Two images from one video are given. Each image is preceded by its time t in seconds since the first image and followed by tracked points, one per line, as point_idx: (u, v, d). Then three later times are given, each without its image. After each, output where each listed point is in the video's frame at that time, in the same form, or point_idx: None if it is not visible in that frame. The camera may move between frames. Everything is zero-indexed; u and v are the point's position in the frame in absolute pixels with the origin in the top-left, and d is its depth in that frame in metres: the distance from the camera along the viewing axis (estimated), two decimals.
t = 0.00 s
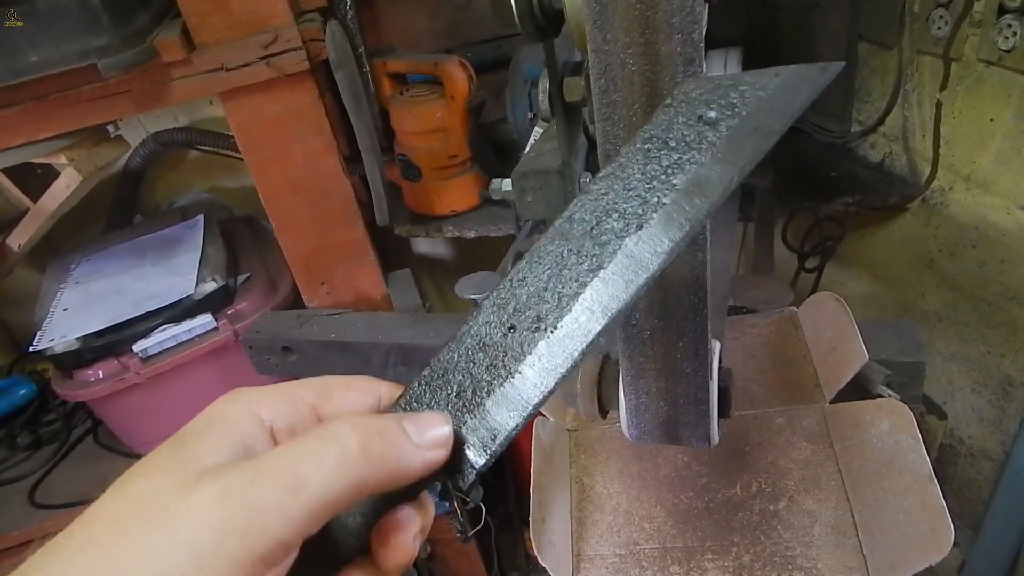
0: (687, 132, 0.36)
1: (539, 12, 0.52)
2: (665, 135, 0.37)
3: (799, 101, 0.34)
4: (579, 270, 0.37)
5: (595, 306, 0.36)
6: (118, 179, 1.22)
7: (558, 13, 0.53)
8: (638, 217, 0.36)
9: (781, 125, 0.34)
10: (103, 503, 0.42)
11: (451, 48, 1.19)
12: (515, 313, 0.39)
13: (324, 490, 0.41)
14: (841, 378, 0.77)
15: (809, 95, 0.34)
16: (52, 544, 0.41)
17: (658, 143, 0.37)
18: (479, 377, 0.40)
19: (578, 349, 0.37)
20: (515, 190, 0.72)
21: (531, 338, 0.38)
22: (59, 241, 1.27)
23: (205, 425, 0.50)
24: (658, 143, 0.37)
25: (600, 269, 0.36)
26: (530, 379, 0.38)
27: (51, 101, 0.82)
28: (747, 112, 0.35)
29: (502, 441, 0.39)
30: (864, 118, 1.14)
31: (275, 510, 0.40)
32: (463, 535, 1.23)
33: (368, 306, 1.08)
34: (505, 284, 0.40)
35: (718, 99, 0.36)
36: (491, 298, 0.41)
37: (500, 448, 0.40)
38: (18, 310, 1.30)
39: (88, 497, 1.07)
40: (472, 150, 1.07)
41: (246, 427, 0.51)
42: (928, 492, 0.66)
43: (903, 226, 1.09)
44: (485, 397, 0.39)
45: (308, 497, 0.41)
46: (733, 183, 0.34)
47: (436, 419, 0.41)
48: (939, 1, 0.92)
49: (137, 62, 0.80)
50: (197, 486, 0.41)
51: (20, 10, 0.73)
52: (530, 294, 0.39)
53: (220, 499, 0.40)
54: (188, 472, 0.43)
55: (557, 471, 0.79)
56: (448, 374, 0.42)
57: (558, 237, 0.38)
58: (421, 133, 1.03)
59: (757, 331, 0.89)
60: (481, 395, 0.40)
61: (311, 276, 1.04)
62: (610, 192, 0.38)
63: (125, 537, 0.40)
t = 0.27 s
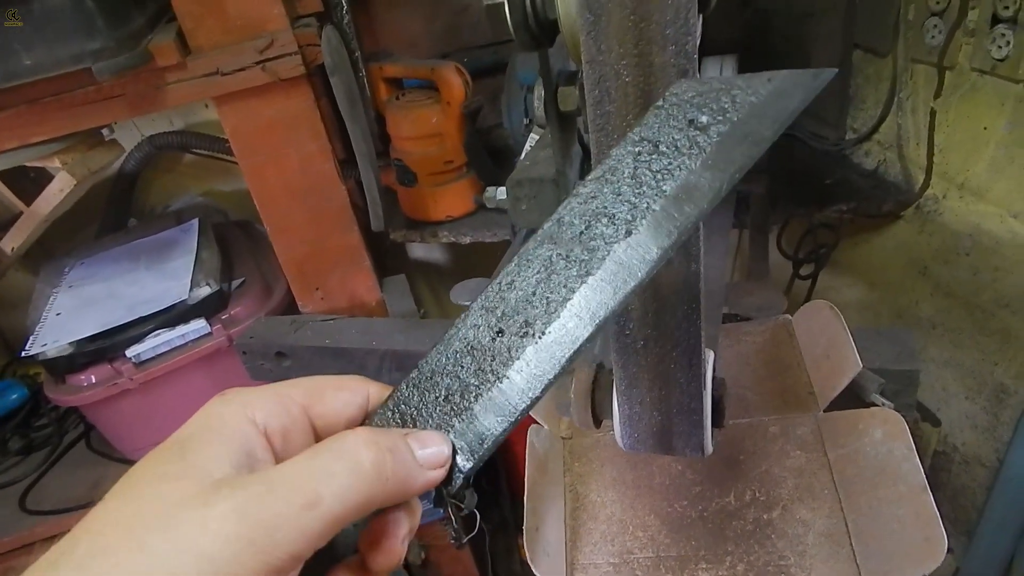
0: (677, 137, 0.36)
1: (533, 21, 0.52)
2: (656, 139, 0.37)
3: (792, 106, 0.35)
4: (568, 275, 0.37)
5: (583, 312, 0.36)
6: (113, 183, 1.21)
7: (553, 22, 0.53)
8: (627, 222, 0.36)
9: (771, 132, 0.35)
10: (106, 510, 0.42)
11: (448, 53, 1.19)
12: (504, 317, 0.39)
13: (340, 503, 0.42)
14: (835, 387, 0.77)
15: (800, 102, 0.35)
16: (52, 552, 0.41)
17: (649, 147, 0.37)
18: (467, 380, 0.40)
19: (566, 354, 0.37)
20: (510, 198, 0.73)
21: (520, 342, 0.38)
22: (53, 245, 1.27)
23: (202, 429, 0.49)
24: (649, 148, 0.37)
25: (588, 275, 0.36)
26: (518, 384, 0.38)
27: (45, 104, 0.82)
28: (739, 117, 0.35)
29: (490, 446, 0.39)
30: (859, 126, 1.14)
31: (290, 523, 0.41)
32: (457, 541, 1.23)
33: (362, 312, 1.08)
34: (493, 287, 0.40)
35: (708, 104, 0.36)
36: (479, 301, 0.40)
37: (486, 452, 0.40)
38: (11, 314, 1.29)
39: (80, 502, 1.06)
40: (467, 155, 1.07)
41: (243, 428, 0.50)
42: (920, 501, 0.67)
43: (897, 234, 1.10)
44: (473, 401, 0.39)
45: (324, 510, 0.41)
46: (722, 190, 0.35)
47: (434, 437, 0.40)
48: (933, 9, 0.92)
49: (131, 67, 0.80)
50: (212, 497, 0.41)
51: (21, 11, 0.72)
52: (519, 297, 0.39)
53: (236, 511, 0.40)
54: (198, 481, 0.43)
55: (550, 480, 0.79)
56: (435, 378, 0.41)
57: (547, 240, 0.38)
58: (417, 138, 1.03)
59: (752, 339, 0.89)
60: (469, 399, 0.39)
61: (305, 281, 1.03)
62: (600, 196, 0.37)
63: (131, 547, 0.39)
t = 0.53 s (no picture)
0: (665, 133, 0.36)
1: (528, 26, 0.52)
2: (644, 136, 0.37)
3: (773, 102, 0.35)
4: (561, 269, 0.37)
5: (576, 304, 0.35)
6: (110, 186, 1.21)
7: (548, 27, 0.53)
8: (618, 215, 0.36)
9: (754, 126, 0.35)
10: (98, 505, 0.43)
11: (445, 58, 1.19)
12: (500, 312, 0.39)
13: (312, 463, 0.42)
14: (831, 391, 0.78)
15: (780, 96, 0.36)
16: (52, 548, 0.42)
17: (638, 144, 0.37)
18: (466, 375, 0.40)
19: (562, 346, 0.36)
20: (507, 203, 0.73)
21: (515, 335, 0.37)
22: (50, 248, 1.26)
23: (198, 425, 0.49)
24: (637, 145, 0.37)
25: (582, 267, 0.36)
26: (515, 377, 0.37)
27: (43, 109, 0.82)
28: (723, 112, 0.36)
29: (488, 441, 0.38)
30: (856, 130, 1.14)
31: (267, 483, 0.42)
32: (455, 545, 1.23)
33: (360, 315, 1.08)
34: (488, 284, 0.40)
35: (694, 101, 0.37)
36: (475, 299, 0.41)
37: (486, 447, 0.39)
38: (8, 318, 1.29)
39: (76, 507, 1.06)
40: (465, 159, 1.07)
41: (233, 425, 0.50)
42: (917, 506, 0.67)
43: (893, 238, 1.10)
44: (472, 395, 0.39)
45: (297, 472, 0.42)
46: (710, 180, 0.34)
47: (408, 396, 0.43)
48: (929, 15, 0.93)
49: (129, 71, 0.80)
50: (189, 472, 0.43)
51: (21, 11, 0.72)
52: (513, 293, 0.39)
53: (212, 483, 0.42)
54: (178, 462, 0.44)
55: (547, 484, 0.79)
56: (436, 374, 0.42)
57: (541, 237, 0.38)
58: (414, 142, 1.03)
59: (749, 343, 0.89)
60: (468, 394, 0.39)
61: (302, 285, 1.03)
62: (591, 192, 0.37)
63: (122, 534, 0.41)
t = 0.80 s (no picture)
0: (656, 147, 0.37)
1: (515, 29, 0.53)
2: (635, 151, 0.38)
3: (765, 112, 0.35)
4: (552, 283, 0.37)
5: (565, 318, 0.36)
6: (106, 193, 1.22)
7: (534, 30, 0.53)
8: (607, 229, 0.36)
9: (745, 137, 0.35)
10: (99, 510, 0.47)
11: (439, 61, 1.19)
12: (494, 329, 0.40)
13: (293, 466, 0.45)
14: (825, 391, 0.78)
15: (774, 108, 0.35)
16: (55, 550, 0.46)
17: (628, 159, 0.38)
18: (458, 392, 0.40)
19: (551, 361, 0.36)
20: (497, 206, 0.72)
21: (507, 351, 0.38)
22: (46, 255, 1.27)
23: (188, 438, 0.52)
24: (628, 160, 0.38)
25: (571, 281, 0.36)
26: (505, 393, 0.37)
27: (35, 116, 0.82)
28: (714, 125, 0.36)
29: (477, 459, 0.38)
30: (849, 130, 1.14)
31: (256, 481, 0.45)
32: (454, 548, 1.23)
33: (355, 319, 1.08)
34: (485, 302, 0.42)
35: (686, 115, 0.37)
36: (470, 317, 0.42)
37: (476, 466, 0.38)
38: (5, 325, 1.29)
39: (74, 514, 1.06)
40: (459, 162, 1.07)
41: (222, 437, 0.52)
42: (911, 504, 0.67)
43: (888, 236, 1.10)
44: (462, 412, 0.39)
45: (280, 474, 0.45)
46: (699, 193, 0.34)
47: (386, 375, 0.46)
48: (921, 14, 0.93)
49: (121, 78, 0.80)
50: (181, 476, 0.46)
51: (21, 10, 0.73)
52: (508, 309, 0.39)
53: (202, 486, 0.45)
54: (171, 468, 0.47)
55: (542, 486, 0.79)
56: (431, 391, 0.43)
57: (534, 254, 0.40)
58: (408, 145, 1.03)
59: (743, 342, 0.90)
60: (460, 410, 0.39)
61: (297, 289, 1.03)
62: (583, 208, 0.38)
63: (120, 535, 0.45)
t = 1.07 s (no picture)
0: (633, 134, 0.37)
1: (501, 19, 0.52)
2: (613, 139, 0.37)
3: (739, 95, 0.36)
4: (535, 276, 0.37)
5: (550, 310, 0.35)
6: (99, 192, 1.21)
7: (521, 20, 0.53)
8: (589, 218, 0.36)
9: (721, 120, 0.35)
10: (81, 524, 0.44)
11: (431, 55, 1.18)
12: (477, 324, 0.39)
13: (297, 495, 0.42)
14: (822, 381, 0.77)
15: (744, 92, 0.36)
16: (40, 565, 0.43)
17: (607, 147, 0.37)
18: (443, 389, 0.40)
19: (538, 353, 0.35)
20: (488, 199, 0.71)
21: (491, 346, 0.37)
22: (40, 256, 1.26)
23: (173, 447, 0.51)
24: (606, 147, 0.37)
25: (554, 271, 0.35)
26: (492, 387, 0.37)
27: (23, 116, 0.81)
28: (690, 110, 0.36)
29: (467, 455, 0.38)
30: (845, 118, 1.14)
31: (253, 515, 0.42)
32: (454, 542, 1.23)
33: (351, 315, 1.08)
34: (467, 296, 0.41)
35: (662, 101, 0.37)
36: (453, 312, 0.41)
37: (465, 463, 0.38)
38: None
39: (72, 515, 1.06)
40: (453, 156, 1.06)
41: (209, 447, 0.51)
42: (911, 494, 0.66)
43: (885, 224, 1.09)
44: (449, 409, 0.38)
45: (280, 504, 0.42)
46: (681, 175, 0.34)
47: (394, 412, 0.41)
48: None
49: (108, 76, 0.79)
50: (172, 502, 0.43)
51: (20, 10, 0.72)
52: (490, 304, 0.39)
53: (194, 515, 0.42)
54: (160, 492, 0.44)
55: (540, 479, 0.80)
56: (414, 389, 0.42)
57: (517, 246, 0.39)
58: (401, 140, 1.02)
59: (741, 333, 0.89)
60: (446, 407, 0.39)
61: (292, 286, 1.03)
62: (564, 198, 0.38)
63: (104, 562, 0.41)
